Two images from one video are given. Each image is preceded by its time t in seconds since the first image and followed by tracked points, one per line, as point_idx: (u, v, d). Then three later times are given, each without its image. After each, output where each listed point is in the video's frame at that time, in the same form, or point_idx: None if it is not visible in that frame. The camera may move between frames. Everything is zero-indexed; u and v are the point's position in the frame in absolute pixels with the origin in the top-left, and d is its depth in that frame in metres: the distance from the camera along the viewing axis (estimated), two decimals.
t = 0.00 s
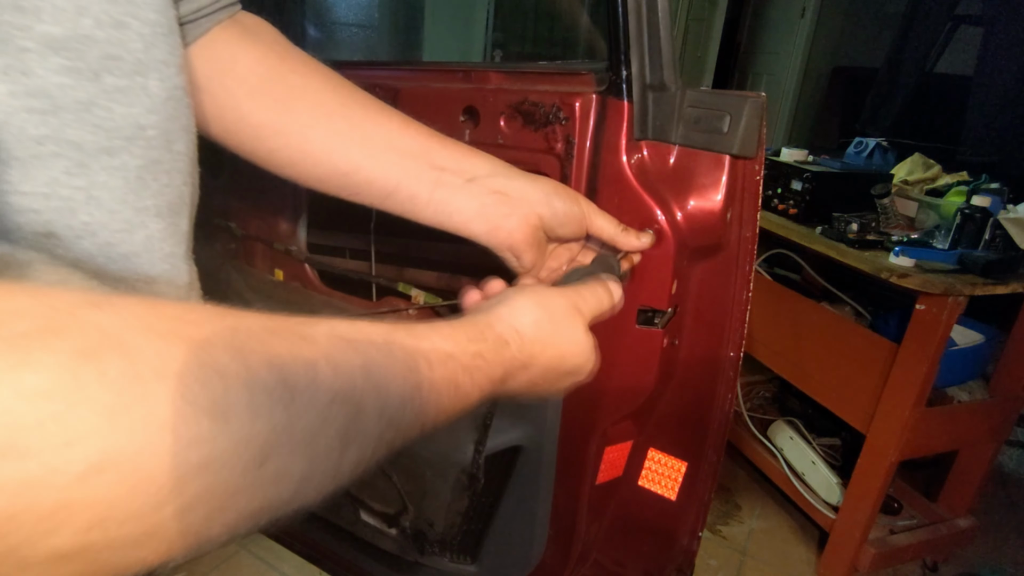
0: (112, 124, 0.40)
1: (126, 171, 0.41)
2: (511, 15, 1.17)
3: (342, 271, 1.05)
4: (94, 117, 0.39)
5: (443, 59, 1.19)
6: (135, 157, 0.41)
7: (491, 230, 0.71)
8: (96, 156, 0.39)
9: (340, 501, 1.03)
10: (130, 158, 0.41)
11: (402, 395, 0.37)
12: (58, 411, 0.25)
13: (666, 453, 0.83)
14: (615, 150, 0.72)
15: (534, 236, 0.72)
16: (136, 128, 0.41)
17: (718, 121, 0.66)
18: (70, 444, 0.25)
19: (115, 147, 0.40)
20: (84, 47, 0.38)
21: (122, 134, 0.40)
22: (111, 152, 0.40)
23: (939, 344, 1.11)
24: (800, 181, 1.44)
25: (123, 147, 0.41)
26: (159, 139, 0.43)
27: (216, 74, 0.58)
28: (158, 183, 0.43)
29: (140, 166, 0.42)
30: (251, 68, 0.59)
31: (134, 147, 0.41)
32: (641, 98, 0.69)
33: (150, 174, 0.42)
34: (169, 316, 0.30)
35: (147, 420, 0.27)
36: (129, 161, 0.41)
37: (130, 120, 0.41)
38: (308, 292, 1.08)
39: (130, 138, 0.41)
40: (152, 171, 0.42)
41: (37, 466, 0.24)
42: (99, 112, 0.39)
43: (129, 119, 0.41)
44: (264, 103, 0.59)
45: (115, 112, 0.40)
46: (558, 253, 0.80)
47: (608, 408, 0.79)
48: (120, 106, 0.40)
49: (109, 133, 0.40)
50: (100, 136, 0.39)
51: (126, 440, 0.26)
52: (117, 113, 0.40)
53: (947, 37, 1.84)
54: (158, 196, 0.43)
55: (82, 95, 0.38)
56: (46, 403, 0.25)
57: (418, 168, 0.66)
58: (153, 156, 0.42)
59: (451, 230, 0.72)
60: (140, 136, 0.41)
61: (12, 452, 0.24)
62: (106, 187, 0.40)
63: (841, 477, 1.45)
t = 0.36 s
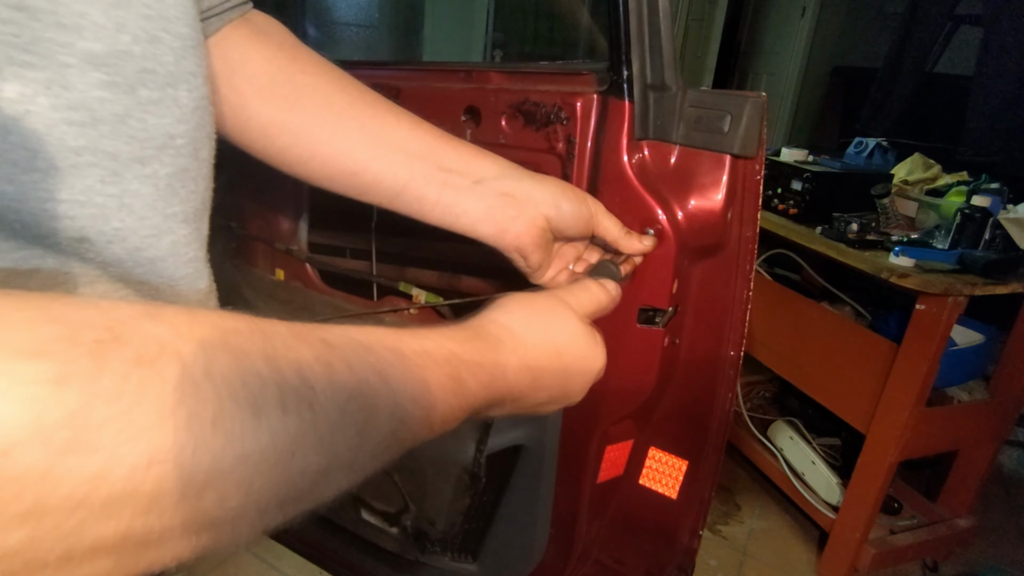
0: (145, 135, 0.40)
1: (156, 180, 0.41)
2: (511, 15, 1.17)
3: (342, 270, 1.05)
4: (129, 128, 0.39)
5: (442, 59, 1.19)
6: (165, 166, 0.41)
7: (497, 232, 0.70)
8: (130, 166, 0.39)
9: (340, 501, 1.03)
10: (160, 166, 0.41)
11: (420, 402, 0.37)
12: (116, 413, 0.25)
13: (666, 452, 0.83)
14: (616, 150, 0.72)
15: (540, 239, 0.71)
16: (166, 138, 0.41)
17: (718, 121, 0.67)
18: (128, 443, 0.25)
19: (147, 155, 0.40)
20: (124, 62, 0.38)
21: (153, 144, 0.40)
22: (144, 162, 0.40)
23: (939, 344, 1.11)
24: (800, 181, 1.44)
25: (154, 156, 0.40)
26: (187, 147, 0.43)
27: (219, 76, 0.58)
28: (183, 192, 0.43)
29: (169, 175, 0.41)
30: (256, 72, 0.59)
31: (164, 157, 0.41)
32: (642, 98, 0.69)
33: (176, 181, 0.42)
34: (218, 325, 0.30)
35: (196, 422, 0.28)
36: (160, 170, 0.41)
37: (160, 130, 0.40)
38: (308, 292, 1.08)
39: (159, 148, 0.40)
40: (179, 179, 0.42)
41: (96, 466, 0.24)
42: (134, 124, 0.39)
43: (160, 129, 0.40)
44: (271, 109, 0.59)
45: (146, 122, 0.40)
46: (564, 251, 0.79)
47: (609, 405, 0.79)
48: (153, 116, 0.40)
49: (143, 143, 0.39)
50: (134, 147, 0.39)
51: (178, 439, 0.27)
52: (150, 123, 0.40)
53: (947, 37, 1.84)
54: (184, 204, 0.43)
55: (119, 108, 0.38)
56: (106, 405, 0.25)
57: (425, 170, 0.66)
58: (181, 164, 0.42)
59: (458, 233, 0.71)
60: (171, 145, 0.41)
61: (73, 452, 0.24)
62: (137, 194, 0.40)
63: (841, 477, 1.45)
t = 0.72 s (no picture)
0: (183, 142, 0.41)
1: (191, 185, 0.42)
2: (513, 15, 1.18)
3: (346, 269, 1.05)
4: (169, 136, 0.40)
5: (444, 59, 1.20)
6: (198, 172, 0.42)
7: (501, 236, 0.71)
8: (167, 171, 0.40)
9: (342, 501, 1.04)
10: (194, 171, 0.42)
11: (444, 401, 0.37)
12: (191, 402, 0.27)
13: (669, 448, 0.83)
14: (619, 148, 0.72)
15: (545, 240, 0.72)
16: (201, 146, 0.42)
17: (721, 120, 0.67)
18: (197, 426, 0.27)
19: (184, 161, 0.41)
20: (167, 75, 0.39)
21: (189, 149, 0.41)
22: (180, 167, 0.41)
23: (939, 344, 1.12)
24: (800, 181, 1.45)
25: (189, 162, 0.41)
26: (219, 153, 0.44)
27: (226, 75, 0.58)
28: (212, 197, 0.44)
29: (201, 180, 0.43)
30: (269, 74, 0.59)
31: (198, 163, 0.42)
32: (645, 97, 0.70)
33: (207, 186, 0.43)
34: (283, 323, 0.31)
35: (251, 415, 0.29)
36: (194, 176, 0.42)
37: (196, 138, 0.41)
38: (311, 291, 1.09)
39: (194, 155, 0.42)
40: (210, 184, 0.44)
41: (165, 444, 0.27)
42: (172, 131, 0.40)
43: (196, 137, 0.41)
44: (279, 110, 0.60)
45: (184, 129, 0.41)
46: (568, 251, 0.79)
47: (612, 402, 0.79)
48: (189, 122, 0.41)
49: (179, 149, 0.41)
50: (173, 153, 0.40)
51: (241, 421, 0.29)
52: (186, 130, 0.41)
53: (947, 37, 1.85)
54: (212, 207, 0.44)
55: (159, 117, 0.39)
56: (184, 392, 0.27)
57: (432, 170, 0.67)
58: (213, 170, 0.44)
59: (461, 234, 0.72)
60: (204, 151, 0.42)
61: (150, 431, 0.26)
62: (172, 198, 0.41)
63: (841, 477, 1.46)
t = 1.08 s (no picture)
0: (213, 142, 0.42)
1: (219, 185, 0.42)
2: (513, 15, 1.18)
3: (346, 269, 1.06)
4: (200, 136, 0.41)
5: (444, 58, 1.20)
6: (226, 172, 0.43)
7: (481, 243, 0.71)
8: (197, 171, 0.41)
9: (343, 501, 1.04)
10: (221, 172, 0.42)
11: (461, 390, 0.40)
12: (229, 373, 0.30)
13: (670, 447, 0.84)
14: (621, 148, 0.73)
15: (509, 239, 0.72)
16: (229, 146, 0.43)
17: (722, 120, 0.68)
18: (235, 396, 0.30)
19: (213, 162, 0.42)
20: (202, 76, 0.40)
21: (217, 150, 0.42)
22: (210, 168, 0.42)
23: (939, 344, 1.12)
24: (800, 181, 1.45)
25: (218, 162, 0.42)
26: (244, 154, 0.44)
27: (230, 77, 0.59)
28: (237, 198, 0.45)
29: (228, 181, 0.43)
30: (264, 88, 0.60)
31: (227, 164, 0.43)
32: (646, 97, 0.70)
33: (233, 187, 0.44)
34: (305, 320, 0.34)
35: (271, 408, 0.31)
36: (221, 178, 0.43)
37: (224, 138, 0.42)
38: (312, 291, 1.10)
39: (223, 155, 0.42)
40: (236, 184, 0.44)
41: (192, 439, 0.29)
42: (203, 131, 0.41)
43: (224, 137, 0.42)
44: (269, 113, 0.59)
45: (214, 130, 0.42)
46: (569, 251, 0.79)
47: (614, 401, 0.80)
48: (219, 123, 0.42)
49: (209, 149, 0.41)
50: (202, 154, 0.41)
51: (276, 393, 0.31)
52: (215, 131, 0.42)
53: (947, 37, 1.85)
54: (235, 207, 0.45)
55: (192, 117, 0.40)
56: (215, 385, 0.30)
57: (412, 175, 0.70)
58: (238, 171, 0.44)
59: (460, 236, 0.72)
60: (231, 152, 0.43)
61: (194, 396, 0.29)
62: (200, 198, 0.41)
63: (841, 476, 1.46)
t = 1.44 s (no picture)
0: (223, 139, 0.38)
1: (226, 180, 0.39)
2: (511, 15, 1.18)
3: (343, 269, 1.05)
4: (210, 135, 0.37)
5: (443, 58, 1.20)
6: (235, 166, 0.39)
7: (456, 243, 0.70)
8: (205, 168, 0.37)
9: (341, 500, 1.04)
10: (230, 168, 0.39)
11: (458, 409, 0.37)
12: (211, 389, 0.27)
13: (668, 450, 0.83)
14: (617, 149, 0.72)
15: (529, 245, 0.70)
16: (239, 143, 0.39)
17: (720, 121, 0.67)
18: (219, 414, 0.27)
19: (222, 159, 0.38)
20: (212, 75, 0.36)
21: (226, 146, 0.38)
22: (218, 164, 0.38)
23: (939, 344, 1.12)
24: (800, 181, 1.44)
25: (227, 158, 0.38)
26: (252, 151, 0.41)
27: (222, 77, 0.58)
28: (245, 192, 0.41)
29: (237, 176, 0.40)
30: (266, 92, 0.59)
31: (235, 159, 0.39)
32: (643, 98, 0.70)
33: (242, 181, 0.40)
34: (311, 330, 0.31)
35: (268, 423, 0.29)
36: (231, 172, 0.39)
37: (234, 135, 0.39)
38: (309, 292, 1.09)
39: (233, 151, 0.39)
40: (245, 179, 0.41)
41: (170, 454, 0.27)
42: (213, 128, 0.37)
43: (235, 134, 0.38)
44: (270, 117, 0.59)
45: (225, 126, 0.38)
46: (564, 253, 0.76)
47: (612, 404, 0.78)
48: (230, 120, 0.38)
49: (218, 145, 0.38)
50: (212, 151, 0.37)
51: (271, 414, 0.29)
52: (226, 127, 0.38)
53: (947, 37, 1.85)
54: (243, 203, 0.41)
55: (202, 115, 0.36)
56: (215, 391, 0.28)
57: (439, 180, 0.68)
58: (248, 165, 0.41)
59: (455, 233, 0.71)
60: (242, 149, 0.39)
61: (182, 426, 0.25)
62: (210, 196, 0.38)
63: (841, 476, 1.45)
